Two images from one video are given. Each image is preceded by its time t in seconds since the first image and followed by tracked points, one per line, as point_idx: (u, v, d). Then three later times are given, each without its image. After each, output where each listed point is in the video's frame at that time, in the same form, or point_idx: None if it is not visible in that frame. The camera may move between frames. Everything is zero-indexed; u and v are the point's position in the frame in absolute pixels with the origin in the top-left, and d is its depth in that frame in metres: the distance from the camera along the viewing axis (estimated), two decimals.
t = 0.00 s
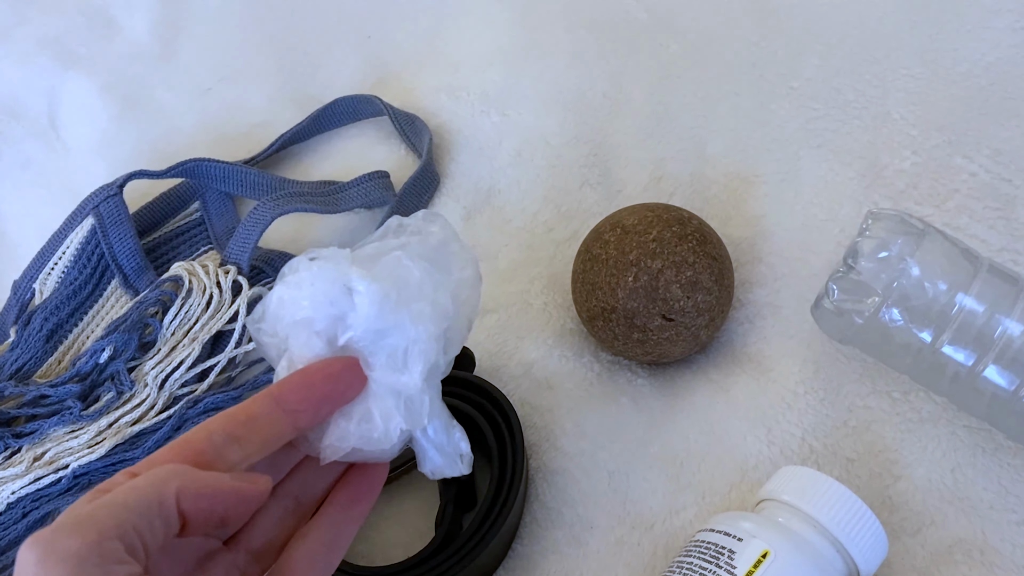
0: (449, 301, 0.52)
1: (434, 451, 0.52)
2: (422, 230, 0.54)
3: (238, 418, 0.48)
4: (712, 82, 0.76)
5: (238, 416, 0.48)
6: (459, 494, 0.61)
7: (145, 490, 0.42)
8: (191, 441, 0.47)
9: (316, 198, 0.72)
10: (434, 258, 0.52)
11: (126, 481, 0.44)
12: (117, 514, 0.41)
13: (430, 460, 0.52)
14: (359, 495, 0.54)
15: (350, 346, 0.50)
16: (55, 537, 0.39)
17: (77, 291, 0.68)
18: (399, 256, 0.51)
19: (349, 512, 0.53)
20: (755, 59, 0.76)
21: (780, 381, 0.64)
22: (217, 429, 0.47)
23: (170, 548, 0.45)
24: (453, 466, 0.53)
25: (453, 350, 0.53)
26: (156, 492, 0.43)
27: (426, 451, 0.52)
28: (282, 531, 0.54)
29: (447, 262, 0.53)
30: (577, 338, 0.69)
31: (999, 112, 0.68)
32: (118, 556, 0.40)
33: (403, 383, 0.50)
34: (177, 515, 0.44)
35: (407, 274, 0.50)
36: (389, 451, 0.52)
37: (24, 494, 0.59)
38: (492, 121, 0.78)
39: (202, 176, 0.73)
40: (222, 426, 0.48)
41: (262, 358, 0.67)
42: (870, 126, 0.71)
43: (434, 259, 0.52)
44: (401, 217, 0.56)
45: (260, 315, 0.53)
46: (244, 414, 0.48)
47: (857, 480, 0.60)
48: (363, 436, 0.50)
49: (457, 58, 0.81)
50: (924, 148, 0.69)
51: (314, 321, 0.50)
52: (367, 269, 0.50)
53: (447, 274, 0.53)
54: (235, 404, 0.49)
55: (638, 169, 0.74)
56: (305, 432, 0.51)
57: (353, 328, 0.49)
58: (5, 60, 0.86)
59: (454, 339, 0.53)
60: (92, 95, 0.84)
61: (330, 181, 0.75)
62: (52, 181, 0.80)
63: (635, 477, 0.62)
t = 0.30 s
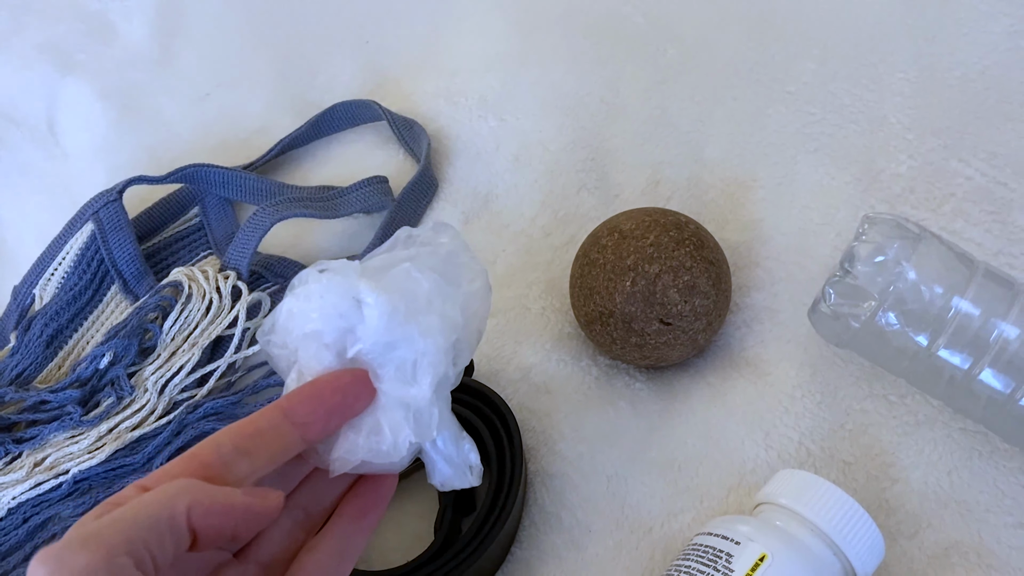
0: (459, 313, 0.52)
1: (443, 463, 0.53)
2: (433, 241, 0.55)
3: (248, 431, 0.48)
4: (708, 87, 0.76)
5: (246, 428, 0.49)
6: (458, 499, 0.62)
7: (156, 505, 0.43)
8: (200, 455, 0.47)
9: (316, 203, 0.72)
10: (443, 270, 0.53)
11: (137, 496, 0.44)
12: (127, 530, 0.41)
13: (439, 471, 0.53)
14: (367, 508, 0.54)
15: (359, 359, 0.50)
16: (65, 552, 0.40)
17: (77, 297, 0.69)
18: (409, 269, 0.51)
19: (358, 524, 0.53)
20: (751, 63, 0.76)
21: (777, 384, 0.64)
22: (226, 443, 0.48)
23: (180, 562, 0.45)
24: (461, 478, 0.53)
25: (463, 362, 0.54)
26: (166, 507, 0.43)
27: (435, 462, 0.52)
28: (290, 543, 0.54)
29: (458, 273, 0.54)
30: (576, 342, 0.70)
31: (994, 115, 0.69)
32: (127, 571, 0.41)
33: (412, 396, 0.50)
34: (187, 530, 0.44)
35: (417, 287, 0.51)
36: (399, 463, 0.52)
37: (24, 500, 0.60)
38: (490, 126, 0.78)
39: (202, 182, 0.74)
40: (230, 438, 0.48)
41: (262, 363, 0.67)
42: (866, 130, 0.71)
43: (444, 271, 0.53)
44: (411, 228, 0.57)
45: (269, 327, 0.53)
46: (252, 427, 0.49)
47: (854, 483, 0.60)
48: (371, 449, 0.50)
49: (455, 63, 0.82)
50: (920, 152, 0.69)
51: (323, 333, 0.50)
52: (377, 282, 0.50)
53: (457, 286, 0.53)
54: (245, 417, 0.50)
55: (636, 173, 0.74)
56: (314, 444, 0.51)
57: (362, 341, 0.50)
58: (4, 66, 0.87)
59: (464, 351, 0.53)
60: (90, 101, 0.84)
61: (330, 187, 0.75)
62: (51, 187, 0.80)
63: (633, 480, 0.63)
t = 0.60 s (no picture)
0: (454, 305, 0.52)
1: (438, 455, 0.53)
2: (428, 232, 0.55)
3: (242, 424, 0.48)
4: (704, 87, 0.76)
5: (239, 421, 0.48)
6: (453, 499, 0.62)
7: (149, 498, 0.43)
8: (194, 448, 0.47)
9: (312, 203, 0.72)
10: (438, 261, 0.53)
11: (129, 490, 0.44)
12: (119, 523, 0.41)
13: (435, 463, 0.53)
14: (363, 501, 0.54)
15: (354, 350, 0.50)
16: (56, 546, 0.40)
17: (74, 297, 0.69)
18: (404, 259, 0.51)
19: (354, 516, 0.53)
20: (747, 63, 0.76)
21: (773, 383, 0.64)
22: (220, 436, 0.48)
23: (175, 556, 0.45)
24: (457, 470, 0.53)
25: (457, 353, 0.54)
26: (159, 500, 0.43)
27: (430, 454, 0.52)
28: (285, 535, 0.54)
29: (453, 264, 0.54)
30: (572, 341, 0.70)
31: (990, 115, 0.69)
32: (119, 565, 0.41)
33: (407, 388, 0.50)
34: (181, 523, 0.44)
35: (412, 278, 0.51)
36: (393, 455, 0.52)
37: (20, 500, 0.60)
38: (486, 126, 0.78)
39: (197, 182, 0.74)
40: (223, 431, 0.48)
41: (258, 363, 0.68)
42: (862, 130, 0.71)
43: (439, 262, 0.53)
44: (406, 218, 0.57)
45: (264, 318, 0.53)
46: (245, 420, 0.49)
47: (850, 481, 0.60)
48: (366, 441, 0.51)
49: (451, 63, 0.82)
50: (915, 151, 0.69)
51: (318, 325, 0.50)
52: (371, 272, 0.50)
53: (452, 277, 0.53)
54: (239, 410, 0.50)
55: (632, 173, 0.74)
56: (308, 436, 0.51)
57: (357, 331, 0.50)
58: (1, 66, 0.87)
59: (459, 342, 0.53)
60: (87, 102, 0.84)
61: (326, 187, 0.75)
62: (48, 189, 0.80)
63: (629, 480, 0.63)
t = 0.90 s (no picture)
0: (452, 314, 0.52)
1: (437, 465, 0.53)
2: (426, 242, 0.55)
3: (243, 434, 0.49)
4: (703, 90, 0.76)
5: (240, 431, 0.49)
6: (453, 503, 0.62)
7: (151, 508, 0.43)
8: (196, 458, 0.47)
9: (311, 207, 0.72)
10: (437, 271, 0.53)
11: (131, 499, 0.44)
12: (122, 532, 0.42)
13: (433, 473, 0.53)
14: (362, 510, 0.54)
15: (353, 361, 0.51)
16: (58, 556, 0.40)
17: (74, 302, 0.69)
18: (402, 270, 0.51)
19: (353, 526, 0.53)
20: (745, 66, 0.76)
21: (772, 387, 0.64)
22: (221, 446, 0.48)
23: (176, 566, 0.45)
24: (455, 480, 0.53)
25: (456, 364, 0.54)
26: (162, 511, 0.43)
27: (429, 465, 0.52)
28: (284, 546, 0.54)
29: (451, 275, 0.54)
30: (571, 345, 0.70)
31: (988, 118, 0.69)
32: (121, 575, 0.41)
33: (405, 398, 0.50)
34: (183, 533, 0.44)
35: (411, 289, 0.51)
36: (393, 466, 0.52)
37: (20, 505, 0.60)
38: (485, 130, 0.78)
39: (197, 187, 0.74)
40: (224, 441, 0.48)
41: (258, 367, 0.68)
42: (860, 133, 0.71)
43: (438, 271, 0.53)
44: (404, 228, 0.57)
45: (262, 329, 0.53)
46: (246, 429, 0.49)
47: (849, 485, 0.60)
48: (365, 451, 0.51)
49: (450, 67, 0.82)
50: (914, 154, 0.69)
51: (316, 336, 0.50)
52: (370, 283, 0.50)
53: (450, 287, 0.53)
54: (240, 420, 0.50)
55: (631, 176, 0.75)
56: (307, 447, 0.52)
57: (356, 343, 0.50)
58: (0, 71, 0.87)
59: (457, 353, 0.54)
60: (87, 106, 0.84)
61: (324, 192, 0.75)
62: (47, 193, 0.80)
63: (628, 483, 0.63)
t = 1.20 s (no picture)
0: (450, 318, 0.52)
1: (434, 469, 0.53)
2: (423, 248, 0.55)
3: (242, 438, 0.49)
4: (699, 92, 0.76)
5: (238, 436, 0.49)
6: (451, 506, 0.62)
7: (146, 511, 0.43)
8: (195, 462, 0.47)
9: (308, 210, 0.72)
10: (434, 276, 0.53)
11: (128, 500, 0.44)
12: (117, 535, 0.42)
13: (431, 477, 0.53)
14: (356, 522, 0.54)
15: (351, 365, 0.51)
16: (54, 558, 0.40)
17: (71, 305, 0.69)
18: (400, 275, 0.52)
19: (347, 538, 0.53)
20: (742, 68, 0.76)
21: (769, 389, 0.64)
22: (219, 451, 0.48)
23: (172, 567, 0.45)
24: (452, 484, 0.53)
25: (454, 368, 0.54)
26: (158, 514, 0.43)
27: (426, 468, 0.52)
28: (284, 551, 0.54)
29: (448, 279, 0.54)
30: (568, 347, 0.70)
31: (984, 120, 0.69)
32: None
33: (403, 402, 0.50)
34: (179, 536, 0.45)
35: (408, 294, 0.51)
36: (390, 469, 0.52)
37: (17, 508, 0.60)
38: (482, 133, 0.79)
39: (194, 190, 0.74)
40: (222, 445, 0.48)
41: (255, 370, 0.68)
42: (856, 135, 0.71)
43: (435, 276, 0.53)
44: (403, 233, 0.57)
45: (260, 334, 0.54)
46: (244, 433, 0.49)
47: (845, 487, 0.60)
48: (363, 455, 0.51)
49: (447, 69, 0.82)
50: (910, 156, 0.69)
51: (314, 341, 0.50)
52: (368, 288, 0.50)
53: (447, 291, 0.53)
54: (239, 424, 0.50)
55: (628, 178, 0.75)
56: (306, 451, 0.52)
57: (354, 348, 0.50)
58: None
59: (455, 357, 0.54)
60: (84, 109, 0.84)
61: (322, 195, 0.75)
62: (44, 196, 0.80)
63: (625, 485, 0.63)
